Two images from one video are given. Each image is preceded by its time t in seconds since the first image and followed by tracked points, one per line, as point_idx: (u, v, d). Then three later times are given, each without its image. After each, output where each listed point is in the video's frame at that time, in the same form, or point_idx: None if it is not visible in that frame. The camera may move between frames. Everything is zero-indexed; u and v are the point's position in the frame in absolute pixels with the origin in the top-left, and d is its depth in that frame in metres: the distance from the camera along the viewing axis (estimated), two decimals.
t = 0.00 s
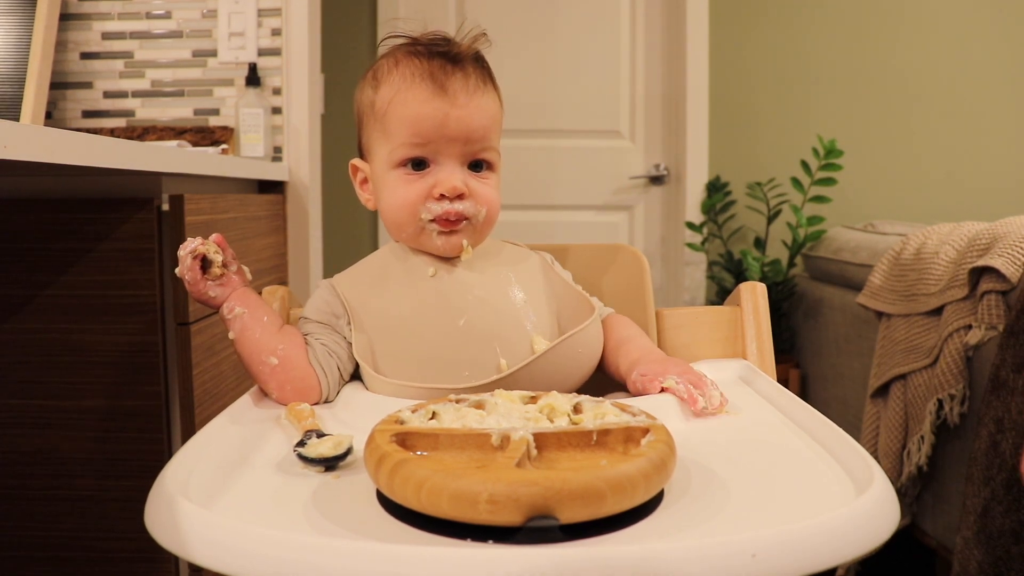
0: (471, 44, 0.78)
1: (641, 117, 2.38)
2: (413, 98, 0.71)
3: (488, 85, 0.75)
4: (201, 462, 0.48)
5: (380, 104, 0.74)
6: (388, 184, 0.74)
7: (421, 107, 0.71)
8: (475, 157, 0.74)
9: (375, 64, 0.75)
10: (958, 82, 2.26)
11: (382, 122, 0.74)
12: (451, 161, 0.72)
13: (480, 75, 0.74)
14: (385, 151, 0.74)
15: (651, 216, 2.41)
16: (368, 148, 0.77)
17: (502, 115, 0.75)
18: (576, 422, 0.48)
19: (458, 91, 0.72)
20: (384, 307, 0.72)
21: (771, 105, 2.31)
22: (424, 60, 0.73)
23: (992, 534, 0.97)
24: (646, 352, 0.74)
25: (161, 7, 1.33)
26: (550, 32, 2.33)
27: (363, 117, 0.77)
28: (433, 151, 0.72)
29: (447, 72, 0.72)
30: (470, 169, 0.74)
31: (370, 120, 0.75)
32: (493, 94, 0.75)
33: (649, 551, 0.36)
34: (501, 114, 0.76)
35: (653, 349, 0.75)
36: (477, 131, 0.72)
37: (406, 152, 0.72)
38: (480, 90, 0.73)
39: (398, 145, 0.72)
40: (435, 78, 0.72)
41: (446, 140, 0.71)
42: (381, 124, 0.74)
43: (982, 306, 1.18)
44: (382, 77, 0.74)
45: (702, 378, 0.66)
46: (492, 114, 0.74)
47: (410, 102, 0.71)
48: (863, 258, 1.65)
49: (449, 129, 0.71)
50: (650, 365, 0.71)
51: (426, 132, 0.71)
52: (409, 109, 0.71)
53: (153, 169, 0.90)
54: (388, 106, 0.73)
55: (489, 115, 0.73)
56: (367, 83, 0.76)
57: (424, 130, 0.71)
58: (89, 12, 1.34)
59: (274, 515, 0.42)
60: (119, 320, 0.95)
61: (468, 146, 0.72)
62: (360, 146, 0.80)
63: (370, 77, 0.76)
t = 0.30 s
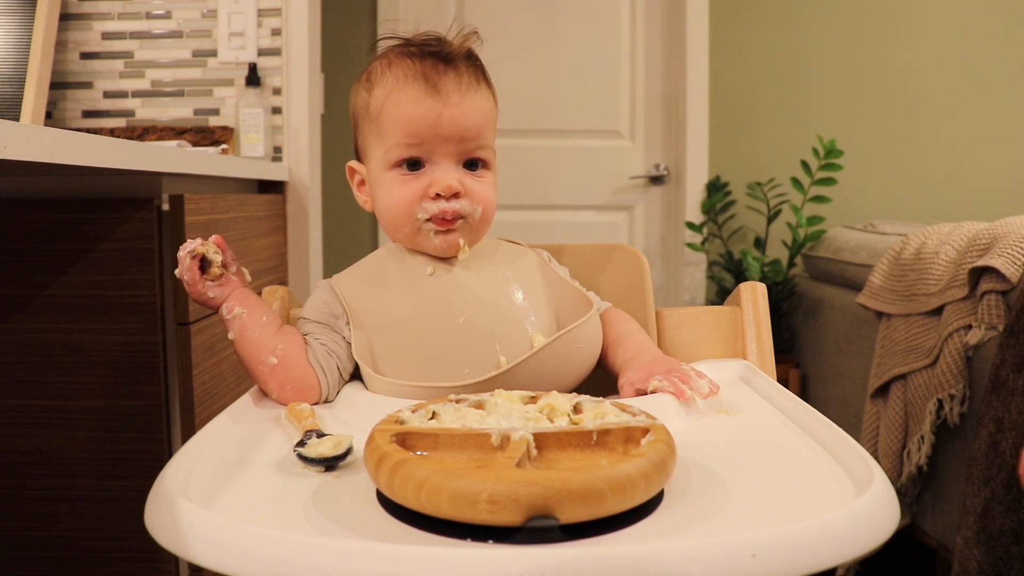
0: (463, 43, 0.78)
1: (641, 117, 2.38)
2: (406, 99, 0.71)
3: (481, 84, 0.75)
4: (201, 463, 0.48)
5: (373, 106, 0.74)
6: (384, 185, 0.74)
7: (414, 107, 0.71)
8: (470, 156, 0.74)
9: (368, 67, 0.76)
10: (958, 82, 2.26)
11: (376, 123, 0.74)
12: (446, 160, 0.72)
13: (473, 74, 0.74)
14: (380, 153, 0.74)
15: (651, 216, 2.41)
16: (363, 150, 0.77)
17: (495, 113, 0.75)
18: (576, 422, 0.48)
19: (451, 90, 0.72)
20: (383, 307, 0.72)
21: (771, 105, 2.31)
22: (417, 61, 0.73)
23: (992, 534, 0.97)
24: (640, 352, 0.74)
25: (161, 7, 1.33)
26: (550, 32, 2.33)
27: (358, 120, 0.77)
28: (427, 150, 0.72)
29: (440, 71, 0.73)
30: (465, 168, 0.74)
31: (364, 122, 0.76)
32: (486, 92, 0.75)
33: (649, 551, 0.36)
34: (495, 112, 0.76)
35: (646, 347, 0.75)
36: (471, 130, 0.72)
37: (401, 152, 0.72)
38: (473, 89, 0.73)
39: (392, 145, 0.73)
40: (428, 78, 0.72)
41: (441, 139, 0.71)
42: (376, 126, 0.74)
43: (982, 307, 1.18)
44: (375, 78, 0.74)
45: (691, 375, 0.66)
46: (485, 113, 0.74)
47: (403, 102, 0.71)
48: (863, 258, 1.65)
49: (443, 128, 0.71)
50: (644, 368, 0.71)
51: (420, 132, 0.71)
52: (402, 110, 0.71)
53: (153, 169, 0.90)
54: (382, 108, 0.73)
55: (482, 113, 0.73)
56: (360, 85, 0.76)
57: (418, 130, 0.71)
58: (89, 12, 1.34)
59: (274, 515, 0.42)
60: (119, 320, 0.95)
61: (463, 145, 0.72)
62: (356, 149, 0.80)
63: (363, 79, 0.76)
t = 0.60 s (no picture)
0: (470, 42, 0.78)
1: (641, 117, 2.38)
2: (412, 97, 0.71)
3: (487, 83, 0.75)
4: (201, 463, 0.48)
5: (379, 104, 0.74)
6: (388, 184, 0.74)
7: (419, 106, 0.71)
8: (475, 155, 0.74)
9: (374, 66, 0.76)
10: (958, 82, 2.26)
11: (381, 122, 0.74)
12: (451, 159, 0.72)
13: (478, 73, 0.74)
14: (385, 152, 0.74)
15: (651, 216, 2.41)
16: (369, 149, 0.78)
17: (501, 112, 0.75)
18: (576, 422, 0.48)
19: (457, 89, 0.72)
20: (385, 307, 0.72)
21: (771, 105, 2.31)
22: (423, 60, 0.74)
23: (992, 534, 0.97)
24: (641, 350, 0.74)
25: (161, 7, 1.33)
26: (550, 32, 2.33)
27: (364, 119, 0.77)
28: (432, 149, 0.72)
29: (446, 70, 0.73)
30: (470, 167, 0.74)
31: (370, 121, 0.76)
32: (492, 92, 0.75)
33: (649, 551, 0.36)
34: (501, 111, 0.76)
35: (651, 344, 0.75)
36: (477, 129, 0.72)
37: (405, 151, 0.72)
38: (479, 88, 0.73)
39: (397, 144, 0.73)
40: (434, 77, 0.72)
41: (446, 138, 0.71)
42: (381, 124, 0.74)
43: (982, 307, 1.18)
44: (381, 77, 0.75)
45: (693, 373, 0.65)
46: (491, 112, 0.74)
47: (409, 101, 0.72)
48: (863, 258, 1.65)
49: (449, 127, 0.71)
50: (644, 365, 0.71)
51: (425, 131, 0.71)
52: (407, 109, 0.71)
53: (154, 169, 0.90)
54: (387, 106, 0.73)
55: (488, 112, 0.73)
56: (366, 84, 0.77)
57: (423, 129, 0.71)
58: (89, 11, 1.34)
59: (274, 515, 0.42)
60: (119, 320, 0.95)
61: (468, 144, 0.72)
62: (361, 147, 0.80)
63: (369, 78, 0.76)
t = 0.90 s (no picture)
0: (476, 43, 0.81)
1: (641, 117, 2.38)
2: (423, 86, 0.73)
3: (495, 77, 0.77)
4: (201, 462, 0.48)
5: (390, 96, 0.76)
6: (398, 173, 0.75)
7: (431, 94, 0.73)
8: (484, 145, 0.75)
9: (385, 62, 0.78)
10: (958, 82, 2.26)
11: (392, 112, 0.75)
12: (461, 147, 0.73)
13: (487, 67, 0.76)
14: (396, 141, 0.75)
15: (651, 216, 2.41)
16: (378, 142, 0.79)
17: (509, 105, 0.77)
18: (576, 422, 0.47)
19: (467, 79, 0.74)
20: (388, 307, 0.72)
21: (771, 105, 2.31)
22: (433, 53, 0.76)
23: (992, 534, 0.97)
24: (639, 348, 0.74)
25: (161, 7, 1.33)
26: (551, 32, 2.33)
27: (374, 114, 0.79)
28: (443, 137, 0.73)
29: (456, 62, 0.75)
30: (480, 156, 0.75)
31: (380, 113, 0.77)
32: (500, 85, 0.77)
33: (649, 551, 0.36)
34: (508, 105, 0.78)
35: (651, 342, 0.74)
36: (487, 117, 0.74)
37: (417, 139, 0.73)
38: (488, 79, 0.75)
39: (408, 132, 0.74)
40: (444, 67, 0.74)
41: (457, 125, 0.73)
42: (392, 115, 0.75)
43: (982, 306, 1.18)
44: (391, 71, 0.77)
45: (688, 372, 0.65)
46: (500, 103, 0.76)
47: (420, 89, 0.73)
48: (863, 258, 1.65)
49: (460, 113, 0.72)
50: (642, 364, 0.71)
51: (437, 117, 0.72)
52: (419, 96, 0.73)
53: (154, 169, 0.90)
54: (398, 96, 0.75)
55: (497, 102, 0.75)
56: (376, 80, 0.79)
57: (434, 115, 0.72)
58: (89, 11, 1.34)
59: (274, 515, 0.42)
60: (119, 319, 0.95)
61: (478, 132, 0.74)
62: (370, 144, 0.82)
63: (380, 73, 0.78)
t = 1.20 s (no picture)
0: (481, 44, 0.81)
1: (641, 117, 2.38)
2: (426, 83, 0.73)
3: (500, 77, 0.77)
4: (201, 462, 0.48)
5: (394, 93, 0.76)
6: (400, 168, 0.75)
7: (434, 90, 0.73)
8: (486, 144, 0.75)
9: (390, 60, 0.79)
10: (958, 82, 2.26)
11: (395, 109, 0.76)
12: (463, 144, 0.73)
13: (491, 67, 0.77)
14: (398, 137, 0.75)
15: (651, 215, 2.41)
16: (381, 139, 0.79)
17: (512, 105, 0.77)
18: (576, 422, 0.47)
19: (471, 77, 0.74)
20: (388, 304, 0.72)
21: (771, 105, 2.31)
22: (438, 52, 0.76)
23: (992, 534, 0.97)
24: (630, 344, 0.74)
25: (161, 7, 1.33)
26: (551, 31, 2.33)
27: (378, 110, 0.79)
28: (444, 133, 0.73)
29: (460, 61, 0.75)
30: (481, 155, 0.75)
31: (383, 110, 0.78)
32: (504, 85, 0.77)
33: (649, 551, 0.36)
34: (511, 105, 0.78)
35: (644, 339, 0.75)
36: (489, 116, 0.74)
37: (418, 135, 0.74)
38: (492, 79, 0.76)
39: (410, 128, 0.74)
40: (449, 66, 0.75)
41: (459, 122, 0.73)
42: (394, 111, 0.76)
43: (982, 306, 1.18)
44: (396, 69, 0.77)
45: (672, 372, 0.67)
46: (502, 102, 0.76)
47: (423, 86, 0.73)
48: (863, 258, 1.65)
49: (463, 111, 0.73)
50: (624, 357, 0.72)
51: (439, 114, 0.73)
52: (422, 93, 0.73)
53: (154, 169, 0.90)
54: (401, 93, 0.75)
55: (500, 102, 0.75)
56: (381, 78, 0.79)
57: (437, 112, 0.72)
58: (89, 12, 1.34)
59: (274, 515, 0.42)
60: (119, 319, 0.95)
61: (480, 130, 0.74)
62: (373, 141, 0.82)
63: (385, 71, 0.79)
